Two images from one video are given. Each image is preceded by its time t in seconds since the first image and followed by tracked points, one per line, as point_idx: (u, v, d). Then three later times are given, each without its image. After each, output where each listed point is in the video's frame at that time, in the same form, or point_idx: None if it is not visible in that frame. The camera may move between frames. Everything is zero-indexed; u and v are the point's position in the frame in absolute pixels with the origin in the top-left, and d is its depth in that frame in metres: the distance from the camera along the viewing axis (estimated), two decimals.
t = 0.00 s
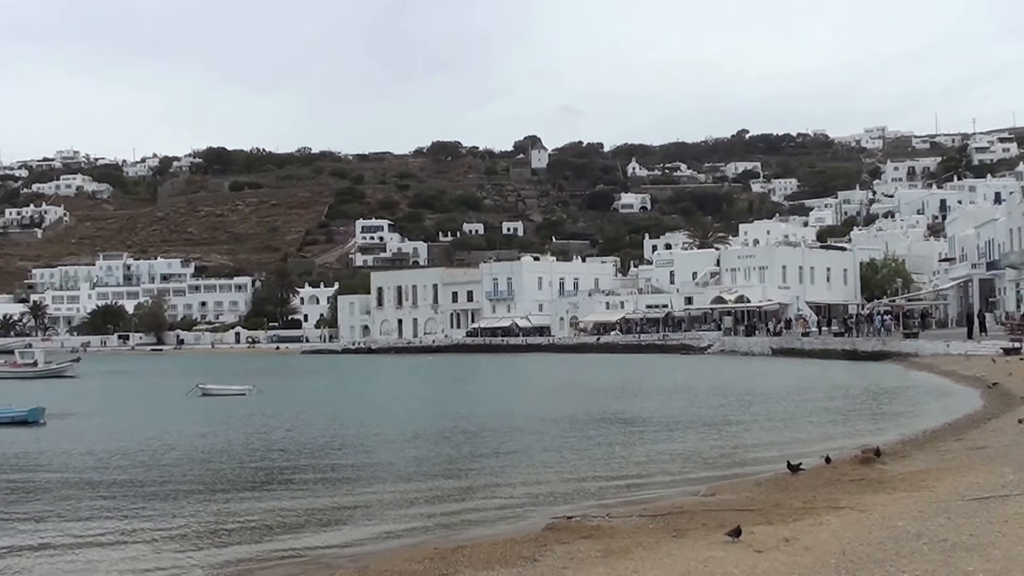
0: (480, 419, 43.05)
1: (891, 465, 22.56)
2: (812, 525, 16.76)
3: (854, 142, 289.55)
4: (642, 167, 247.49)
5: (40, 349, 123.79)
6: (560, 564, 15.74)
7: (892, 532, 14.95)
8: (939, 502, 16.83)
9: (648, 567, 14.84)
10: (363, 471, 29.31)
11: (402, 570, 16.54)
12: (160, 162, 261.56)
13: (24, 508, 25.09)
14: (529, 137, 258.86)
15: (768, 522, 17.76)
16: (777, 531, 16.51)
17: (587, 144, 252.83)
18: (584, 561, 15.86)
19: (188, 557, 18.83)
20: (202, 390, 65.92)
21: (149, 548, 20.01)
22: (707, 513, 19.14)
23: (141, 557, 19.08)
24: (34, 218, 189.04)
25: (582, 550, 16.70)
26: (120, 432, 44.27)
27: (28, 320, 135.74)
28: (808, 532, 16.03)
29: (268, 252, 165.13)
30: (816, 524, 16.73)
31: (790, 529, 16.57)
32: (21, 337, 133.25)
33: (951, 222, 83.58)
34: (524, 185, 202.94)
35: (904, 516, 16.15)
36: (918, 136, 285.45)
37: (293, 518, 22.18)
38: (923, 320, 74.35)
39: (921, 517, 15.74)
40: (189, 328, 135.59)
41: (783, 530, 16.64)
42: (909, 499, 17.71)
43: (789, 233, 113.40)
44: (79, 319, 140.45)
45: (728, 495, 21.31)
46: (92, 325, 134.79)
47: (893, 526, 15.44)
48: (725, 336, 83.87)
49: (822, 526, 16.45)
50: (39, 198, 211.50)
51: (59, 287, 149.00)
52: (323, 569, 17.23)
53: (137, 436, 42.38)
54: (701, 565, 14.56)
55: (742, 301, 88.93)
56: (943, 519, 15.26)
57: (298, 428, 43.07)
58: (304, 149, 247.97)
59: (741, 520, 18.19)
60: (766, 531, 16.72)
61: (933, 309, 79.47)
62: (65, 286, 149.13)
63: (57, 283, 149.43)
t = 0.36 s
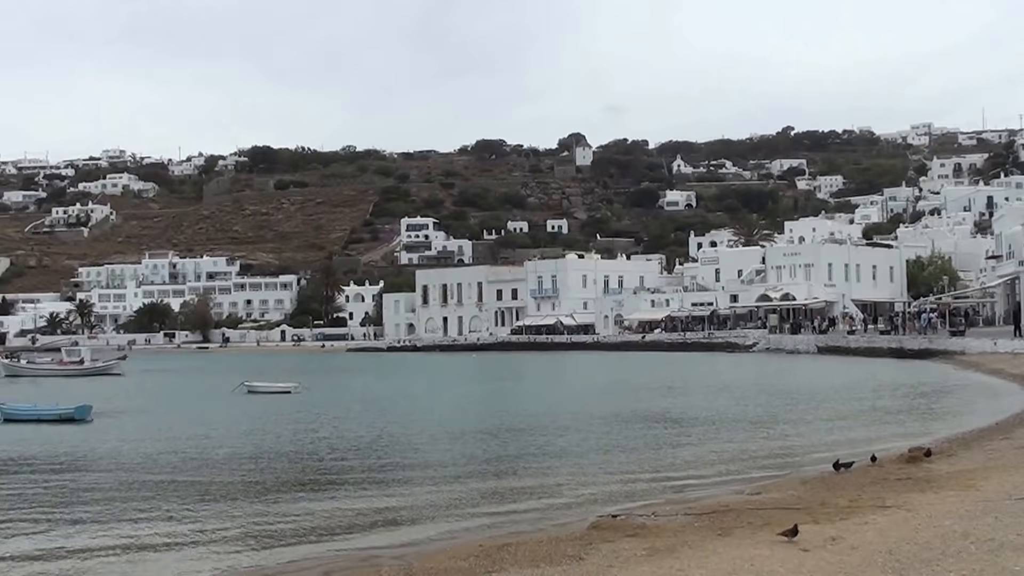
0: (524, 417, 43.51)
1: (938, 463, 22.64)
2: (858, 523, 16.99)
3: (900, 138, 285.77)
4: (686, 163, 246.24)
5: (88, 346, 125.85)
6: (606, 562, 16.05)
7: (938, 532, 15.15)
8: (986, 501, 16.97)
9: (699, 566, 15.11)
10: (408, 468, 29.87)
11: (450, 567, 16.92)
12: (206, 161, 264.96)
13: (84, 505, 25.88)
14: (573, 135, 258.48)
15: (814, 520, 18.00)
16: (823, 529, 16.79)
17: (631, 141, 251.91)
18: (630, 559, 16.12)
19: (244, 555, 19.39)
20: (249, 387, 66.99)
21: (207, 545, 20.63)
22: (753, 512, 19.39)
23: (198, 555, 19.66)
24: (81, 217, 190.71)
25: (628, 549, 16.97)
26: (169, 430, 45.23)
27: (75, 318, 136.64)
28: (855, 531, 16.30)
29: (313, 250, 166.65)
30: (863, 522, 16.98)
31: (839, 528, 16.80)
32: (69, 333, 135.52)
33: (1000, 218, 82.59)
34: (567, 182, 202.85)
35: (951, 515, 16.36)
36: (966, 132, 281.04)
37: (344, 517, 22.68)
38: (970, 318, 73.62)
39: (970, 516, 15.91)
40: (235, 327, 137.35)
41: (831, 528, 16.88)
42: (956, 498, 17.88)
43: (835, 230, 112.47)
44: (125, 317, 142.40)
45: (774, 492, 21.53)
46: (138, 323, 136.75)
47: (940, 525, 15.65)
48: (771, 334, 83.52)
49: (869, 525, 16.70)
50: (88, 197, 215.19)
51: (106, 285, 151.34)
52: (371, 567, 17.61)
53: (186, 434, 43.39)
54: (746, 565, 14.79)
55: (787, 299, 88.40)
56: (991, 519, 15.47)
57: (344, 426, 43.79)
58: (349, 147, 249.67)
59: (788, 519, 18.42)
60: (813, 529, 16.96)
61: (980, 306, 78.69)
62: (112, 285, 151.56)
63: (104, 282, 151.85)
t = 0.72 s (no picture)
0: (570, 414, 44.00)
1: (986, 463, 22.65)
2: (906, 522, 17.16)
3: (947, 134, 281.45)
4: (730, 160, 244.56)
5: (134, 344, 127.98)
6: (652, 560, 16.33)
7: (985, 534, 15.34)
8: None
9: (745, 565, 15.37)
10: (456, 466, 30.38)
11: (496, 565, 17.28)
12: (252, 160, 268.28)
13: (139, 501, 26.60)
14: (616, 132, 257.84)
15: (861, 519, 18.17)
16: (870, 528, 17.01)
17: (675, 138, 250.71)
18: (675, 558, 16.37)
19: (293, 549, 19.97)
20: (295, 385, 67.98)
21: (258, 537, 21.18)
22: (799, 511, 19.56)
23: (249, 548, 20.20)
24: (128, 215, 193.67)
25: (673, 547, 17.22)
26: (219, 427, 46.22)
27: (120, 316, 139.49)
28: (902, 531, 16.47)
29: (358, 248, 167.97)
30: (910, 522, 17.16)
31: (886, 527, 16.99)
32: (116, 331, 137.82)
33: None
34: (611, 179, 202.47)
35: (999, 515, 16.46)
36: (1015, 128, 276.03)
37: (391, 514, 23.19)
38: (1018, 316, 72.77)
39: (1017, 518, 16.03)
40: (280, 325, 138.96)
41: (877, 527, 17.07)
42: (1004, 499, 17.96)
43: (881, 227, 111.24)
44: (171, 314, 144.44)
45: (820, 491, 21.64)
46: (184, 321, 138.89)
47: (988, 525, 15.80)
48: (817, 332, 83.04)
49: (916, 524, 16.88)
50: (136, 195, 218.80)
51: (153, 283, 153.86)
52: (417, 564, 18.05)
53: (237, 432, 44.24)
54: (792, 564, 15.04)
55: (833, 297, 87.75)
56: None
57: (391, 424, 44.54)
58: (394, 145, 251.37)
59: (834, 518, 18.59)
60: (858, 528, 17.16)
61: None
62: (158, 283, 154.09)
63: (150, 280, 154.38)
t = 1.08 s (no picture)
0: (615, 413, 44.23)
1: None
2: (952, 522, 17.38)
3: (995, 130, 276.92)
4: (774, 157, 242.73)
5: (180, 341, 130.04)
6: (699, 559, 16.64)
7: None
8: None
9: (791, 563, 15.65)
10: (501, 465, 30.76)
11: (543, 563, 17.65)
12: (296, 158, 271.17)
13: (190, 500, 27.25)
14: (660, 130, 256.96)
15: (906, 518, 18.37)
16: (916, 527, 17.25)
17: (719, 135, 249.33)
18: (720, 557, 16.66)
19: (343, 548, 20.49)
20: (341, 382, 68.87)
21: (309, 535, 21.79)
22: (844, 510, 19.74)
23: (299, 546, 20.78)
24: (174, 213, 196.50)
25: (718, 545, 17.53)
26: (267, 425, 47.10)
27: (166, 314, 141.81)
28: (948, 530, 16.69)
29: (402, 246, 169.20)
30: (955, 521, 17.38)
31: (931, 526, 17.21)
32: (162, 328, 140.13)
33: None
34: (655, 177, 201.92)
35: None
36: None
37: (437, 513, 23.69)
38: None
39: None
40: (325, 322, 140.53)
41: (922, 526, 17.30)
42: None
43: (927, 224, 110.05)
44: (217, 312, 146.43)
45: (866, 490, 21.78)
46: (229, 318, 140.86)
47: None
48: (863, 330, 82.76)
49: (962, 524, 17.08)
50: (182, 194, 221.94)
51: (198, 281, 156.52)
52: (462, 561, 18.48)
53: (288, 429, 45.02)
54: (838, 563, 15.31)
55: (878, 294, 87.05)
56: None
57: (438, 422, 45.09)
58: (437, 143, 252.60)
59: (879, 517, 18.80)
60: (902, 528, 17.39)
61: None
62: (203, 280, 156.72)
63: (196, 278, 156.99)
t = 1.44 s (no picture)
0: (656, 411, 44.46)
1: None
2: (998, 522, 17.55)
3: None
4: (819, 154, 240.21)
5: (226, 338, 131.87)
6: (743, 557, 16.90)
7: None
8: None
9: (835, 563, 15.93)
10: (543, 464, 31.21)
11: (588, 560, 18.00)
12: (339, 157, 272.95)
13: (240, 499, 27.99)
14: (704, 126, 255.39)
15: (952, 517, 18.54)
16: (961, 527, 17.45)
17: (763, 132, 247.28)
18: (763, 556, 16.93)
19: (392, 545, 21.03)
20: (385, 380, 69.70)
21: (357, 535, 22.35)
22: (889, 509, 19.94)
23: (348, 545, 21.35)
24: (220, 212, 198.98)
25: (762, 544, 17.79)
26: (314, 422, 47.96)
27: (210, 312, 144.22)
28: (993, 530, 16.87)
29: (445, 244, 170.04)
30: (999, 521, 17.55)
31: (975, 526, 17.38)
32: (208, 326, 142.18)
33: None
34: (698, 174, 200.93)
35: None
36: None
37: (483, 511, 24.18)
38: None
39: None
40: (369, 320, 141.86)
41: (967, 526, 17.49)
42: None
43: (974, 221, 108.54)
44: (261, 310, 148.24)
45: (912, 489, 21.90)
46: (274, 316, 142.48)
47: None
48: (909, 328, 82.48)
49: (1008, 524, 17.26)
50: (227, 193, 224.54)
51: (242, 279, 159.14)
52: (507, 559, 18.92)
53: (334, 427, 45.84)
54: (883, 563, 15.56)
55: (924, 292, 86.19)
56: None
57: (480, 420, 45.64)
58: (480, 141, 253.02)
59: (924, 516, 18.99)
60: (946, 527, 17.59)
61: None
62: (248, 278, 159.31)
63: (240, 276, 159.53)
